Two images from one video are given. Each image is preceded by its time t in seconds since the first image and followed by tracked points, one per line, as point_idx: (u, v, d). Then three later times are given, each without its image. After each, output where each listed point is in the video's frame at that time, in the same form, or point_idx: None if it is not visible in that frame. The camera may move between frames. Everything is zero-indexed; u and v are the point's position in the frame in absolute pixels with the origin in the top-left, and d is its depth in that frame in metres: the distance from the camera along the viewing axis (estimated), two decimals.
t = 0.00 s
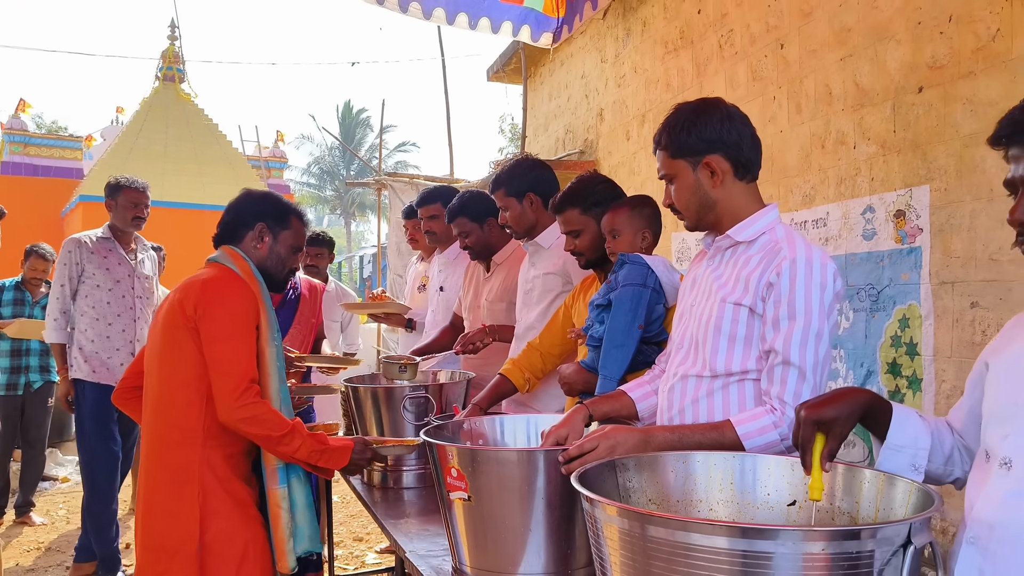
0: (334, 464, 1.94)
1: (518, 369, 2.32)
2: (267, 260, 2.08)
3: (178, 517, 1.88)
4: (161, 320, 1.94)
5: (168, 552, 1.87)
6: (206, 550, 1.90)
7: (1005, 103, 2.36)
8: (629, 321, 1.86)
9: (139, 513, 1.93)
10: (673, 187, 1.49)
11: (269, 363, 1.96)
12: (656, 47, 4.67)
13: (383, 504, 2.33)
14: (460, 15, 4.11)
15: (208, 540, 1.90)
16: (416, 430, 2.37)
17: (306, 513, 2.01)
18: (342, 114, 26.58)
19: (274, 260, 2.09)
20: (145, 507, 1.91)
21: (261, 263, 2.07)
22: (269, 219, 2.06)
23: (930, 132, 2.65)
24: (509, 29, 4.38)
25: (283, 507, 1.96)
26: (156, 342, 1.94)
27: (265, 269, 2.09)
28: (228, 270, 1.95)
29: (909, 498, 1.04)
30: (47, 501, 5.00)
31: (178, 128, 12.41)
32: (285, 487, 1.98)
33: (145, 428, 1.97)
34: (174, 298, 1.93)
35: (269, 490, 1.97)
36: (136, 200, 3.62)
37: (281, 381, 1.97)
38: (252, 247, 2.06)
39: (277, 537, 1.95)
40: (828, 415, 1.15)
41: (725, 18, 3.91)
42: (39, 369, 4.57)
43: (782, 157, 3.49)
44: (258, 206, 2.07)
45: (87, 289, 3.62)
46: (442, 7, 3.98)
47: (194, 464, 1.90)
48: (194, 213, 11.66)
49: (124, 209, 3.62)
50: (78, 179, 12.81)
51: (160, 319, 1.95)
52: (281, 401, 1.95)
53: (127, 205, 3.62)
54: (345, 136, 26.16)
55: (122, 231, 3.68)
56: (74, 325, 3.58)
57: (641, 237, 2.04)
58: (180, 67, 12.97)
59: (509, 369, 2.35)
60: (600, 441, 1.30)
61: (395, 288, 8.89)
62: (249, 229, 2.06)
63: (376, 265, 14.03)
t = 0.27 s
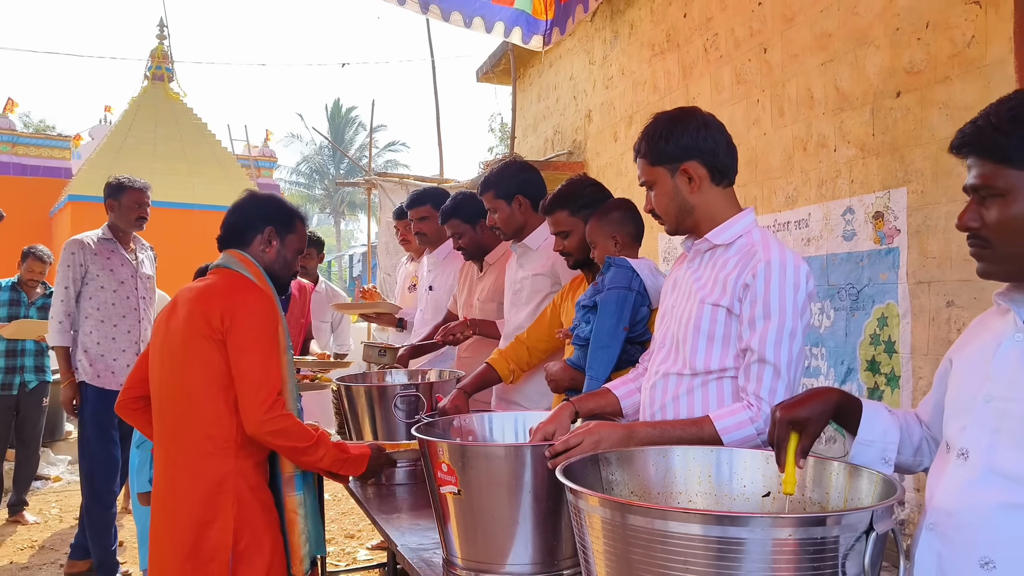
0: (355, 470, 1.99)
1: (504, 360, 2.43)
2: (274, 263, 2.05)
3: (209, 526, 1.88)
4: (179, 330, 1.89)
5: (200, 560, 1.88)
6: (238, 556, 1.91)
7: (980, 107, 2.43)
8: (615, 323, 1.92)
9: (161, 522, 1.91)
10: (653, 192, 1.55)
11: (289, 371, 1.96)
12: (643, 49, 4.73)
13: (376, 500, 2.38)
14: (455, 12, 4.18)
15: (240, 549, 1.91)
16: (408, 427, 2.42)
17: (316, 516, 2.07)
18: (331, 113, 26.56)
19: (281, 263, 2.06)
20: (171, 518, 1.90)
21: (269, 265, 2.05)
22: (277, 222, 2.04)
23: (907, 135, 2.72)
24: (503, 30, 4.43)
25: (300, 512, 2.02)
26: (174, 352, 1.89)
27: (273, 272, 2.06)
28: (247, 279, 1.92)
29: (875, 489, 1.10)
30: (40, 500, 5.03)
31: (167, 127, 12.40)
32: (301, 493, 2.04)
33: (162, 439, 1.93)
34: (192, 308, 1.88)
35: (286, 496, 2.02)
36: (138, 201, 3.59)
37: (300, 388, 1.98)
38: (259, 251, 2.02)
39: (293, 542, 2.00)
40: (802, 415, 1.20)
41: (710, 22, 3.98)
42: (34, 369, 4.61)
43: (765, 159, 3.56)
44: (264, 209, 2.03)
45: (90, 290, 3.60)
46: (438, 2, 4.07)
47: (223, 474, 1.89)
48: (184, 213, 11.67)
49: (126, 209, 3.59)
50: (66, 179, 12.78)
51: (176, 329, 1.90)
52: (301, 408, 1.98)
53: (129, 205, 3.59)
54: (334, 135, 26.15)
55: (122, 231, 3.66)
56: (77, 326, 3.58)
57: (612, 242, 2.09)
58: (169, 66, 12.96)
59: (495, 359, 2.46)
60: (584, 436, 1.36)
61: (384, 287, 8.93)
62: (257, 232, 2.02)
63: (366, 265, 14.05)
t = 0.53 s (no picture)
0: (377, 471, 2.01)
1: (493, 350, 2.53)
2: (286, 263, 2.01)
3: (235, 536, 1.83)
4: (204, 336, 1.81)
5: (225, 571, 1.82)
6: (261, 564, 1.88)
7: (959, 111, 2.50)
8: (606, 319, 1.96)
9: (177, 535, 1.83)
10: (642, 195, 1.60)
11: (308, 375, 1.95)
12: (631, 51, 4.79)
13: (369, 496, 2.42)
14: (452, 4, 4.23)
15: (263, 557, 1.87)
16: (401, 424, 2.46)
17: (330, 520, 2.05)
18: (318, 112, 26.51)
19: (292, 263, 2.03)
20: (191, 530, 1.82)
21: (281, 265, 2.00)
22: (293, 223, 2.00)
23: (890, 138, 2.78)
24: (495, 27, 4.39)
25: (317, 518, 1.99)
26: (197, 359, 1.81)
27: (284, 271, 2.02)
28: (265, 280, 1.88)
29: (856, 479, 1.15)
30: (30, 499, 5.04)
31: (152, 125, 12.35)
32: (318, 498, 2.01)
33: (178, 449, 1.84)
34: (218, 313, 1.81)
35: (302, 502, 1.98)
36: (138, 198, 3.62)
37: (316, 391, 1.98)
38: (274, 250, 1.97)
39: (310, 549, 1.97)
40: (787, 410, 1.25)
41: (697, 25, 4.04)
42: (27, 368, 4.64)
43: (751, 160, 3.62)
44: (279, 207, 1.98)
45: (89, 287, 3.63)
46: None
47: (250, 482, 1.85)
48: (171, 212, 11.65)
49: (126, 207, 3.61)
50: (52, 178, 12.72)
51: (198, 335, 1.82)
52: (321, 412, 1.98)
53: (129, 202, 3.61)
54: (321, 134, 26.11)
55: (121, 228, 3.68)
56: (78, 324, 3.61)
57: (601, 243, 2.14)
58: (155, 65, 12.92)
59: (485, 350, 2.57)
60: (576, 431, 1.40)
61: (373, 287, 8.95)
62: (271, 231, 1.97)
63: (353, 264, 14.07)
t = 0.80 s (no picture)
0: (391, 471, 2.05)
1: (482, 345, 2.63)
2: (301, 267, 2.05)
3: (254, 538, 1.84)
4: (229, 338, 1.83)
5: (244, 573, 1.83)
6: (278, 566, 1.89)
7: (943, 117, 2.57)
8: (604, 320, 2.01)
9: (194, 538, 1.83)
10: (638, 200, 1.66)
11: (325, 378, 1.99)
12: (621, 56, 4.85)
13: (369, 494, 2.47)
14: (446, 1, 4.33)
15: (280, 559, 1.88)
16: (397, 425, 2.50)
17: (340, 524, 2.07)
18: (305, 115, 26.49)
19: (307, 266, 2.07)
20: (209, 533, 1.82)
21: (297, 268, 2.04)
22: (313, 228, 2.05)
23: (875, 143, 2.86)
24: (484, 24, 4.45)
25: (328, 523, 1.98)
26: (221, 361, 1.82)
27: (299, 274, 2.06)
28: (286, 282, 1.91)
29: (846, 471, 1.21)
30: (22, 501, 5.04)
31: (139, 129, 12.03)
32: (330, 503, 2.01)
33: (197, 452, 1.84)
34: (244, 316, 1.83)
35: (315, 506, 1.99)
36: (138, 203, 3.65)
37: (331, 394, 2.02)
38: (293, 253, 2.01)
39: (321, 553, 1.97)
40: (781, 405, 1.31)
41: (687, 31, 4.11)
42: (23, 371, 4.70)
43: (739, 164, 3.70)
44: (299, 211, 2.02)
45: (88, 291, 3.66)
46: None
47: (270, 485, 1.86)
48: (159, 215, 11.62)
49: (125, 210, 3.64)
50: (39, 180, 12.65)
51: (222, 337, 1.83)
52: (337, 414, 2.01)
53: (128, 206, 3.64)
54: (309, 136, 26.09)
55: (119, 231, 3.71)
56: (77, 327, 3.65)
57: (596, 245, 2.20)
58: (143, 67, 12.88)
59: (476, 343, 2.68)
60: (577, 428, 1.45)
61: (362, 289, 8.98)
62: (292, 234, 2.01)
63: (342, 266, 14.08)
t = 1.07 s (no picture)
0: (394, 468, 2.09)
1: (460, 342, 2.66)
2: (305, 270, 2.08)
3: (262, 537, 1.87)
4: (236, 340, 1.87)
5: (252, 571, 1.86)
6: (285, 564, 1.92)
7: (922, 122, 2.63)
8: (596, 322, 2.06)
9: (202, 536, 1.86)
10: (628, 204, 1.71)
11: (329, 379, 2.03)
12: (607, 60, 4.91)
13: (362, 493, 2.50)
14: None
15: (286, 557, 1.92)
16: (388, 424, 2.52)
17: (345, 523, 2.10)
18: (290, 115, 26.41)
19: (310, 270, 2.10)
20: (217, 532, 1.85)
21: (301, 272, 2.07)
22: (317, 233, 2.09)
23: (856, 147, 2.92)
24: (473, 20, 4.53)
25: (332, 522, 2.01)
26: (227, 362, 1.86)
27: (303, 277, 2.09)
28: (290, 285, 1.95)
29: (829, 466, 1.26)
30: (9, 504, 5.03)
31: (123, 129, 11.91)
32: (334, 502, 2.03)
33: (204, 452, 1.88)
34: (250, 318, 1.88)
35: (318, 505, 2.01)
36: (132, 207, 3.65)
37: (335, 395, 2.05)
38: (297, 257, 2.05)
39: (327, 551, 2.01)
40: (767, 403, 1.36)
41: (672, 35, 4.17)
42: (8, 373, 4.71)
43: (724, 167, 3.76)
44: (303, 216, 2.07)
45: (79, 294, 3.68)
46: None
47: (276, 484, 1.90)
48: (143, 216, 11.56)
49: (117, 213, 3.64)
50: (21, 181, 12.55)
51: (229, 339, 1.87)
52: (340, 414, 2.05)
53: (120, 210, 3.64)
54: (293, 137, 26.02)
55: (111, 233, 3.72)
56: (70, 330, 3.66)
57: (588, 249, 2.25)
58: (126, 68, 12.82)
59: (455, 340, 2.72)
60: (569, 426, 1.49)
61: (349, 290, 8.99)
62: (297, 239, 2.04)
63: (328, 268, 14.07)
